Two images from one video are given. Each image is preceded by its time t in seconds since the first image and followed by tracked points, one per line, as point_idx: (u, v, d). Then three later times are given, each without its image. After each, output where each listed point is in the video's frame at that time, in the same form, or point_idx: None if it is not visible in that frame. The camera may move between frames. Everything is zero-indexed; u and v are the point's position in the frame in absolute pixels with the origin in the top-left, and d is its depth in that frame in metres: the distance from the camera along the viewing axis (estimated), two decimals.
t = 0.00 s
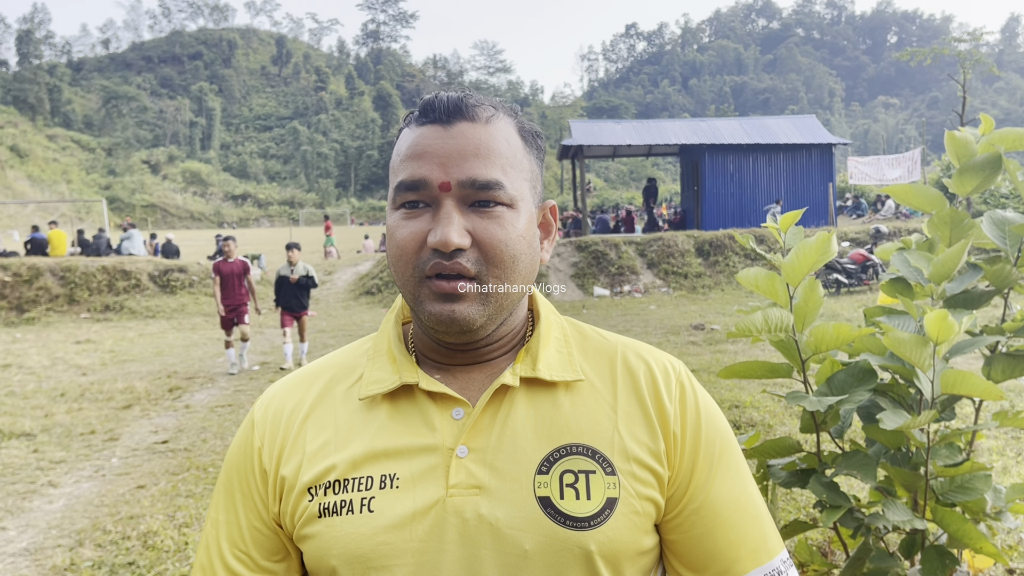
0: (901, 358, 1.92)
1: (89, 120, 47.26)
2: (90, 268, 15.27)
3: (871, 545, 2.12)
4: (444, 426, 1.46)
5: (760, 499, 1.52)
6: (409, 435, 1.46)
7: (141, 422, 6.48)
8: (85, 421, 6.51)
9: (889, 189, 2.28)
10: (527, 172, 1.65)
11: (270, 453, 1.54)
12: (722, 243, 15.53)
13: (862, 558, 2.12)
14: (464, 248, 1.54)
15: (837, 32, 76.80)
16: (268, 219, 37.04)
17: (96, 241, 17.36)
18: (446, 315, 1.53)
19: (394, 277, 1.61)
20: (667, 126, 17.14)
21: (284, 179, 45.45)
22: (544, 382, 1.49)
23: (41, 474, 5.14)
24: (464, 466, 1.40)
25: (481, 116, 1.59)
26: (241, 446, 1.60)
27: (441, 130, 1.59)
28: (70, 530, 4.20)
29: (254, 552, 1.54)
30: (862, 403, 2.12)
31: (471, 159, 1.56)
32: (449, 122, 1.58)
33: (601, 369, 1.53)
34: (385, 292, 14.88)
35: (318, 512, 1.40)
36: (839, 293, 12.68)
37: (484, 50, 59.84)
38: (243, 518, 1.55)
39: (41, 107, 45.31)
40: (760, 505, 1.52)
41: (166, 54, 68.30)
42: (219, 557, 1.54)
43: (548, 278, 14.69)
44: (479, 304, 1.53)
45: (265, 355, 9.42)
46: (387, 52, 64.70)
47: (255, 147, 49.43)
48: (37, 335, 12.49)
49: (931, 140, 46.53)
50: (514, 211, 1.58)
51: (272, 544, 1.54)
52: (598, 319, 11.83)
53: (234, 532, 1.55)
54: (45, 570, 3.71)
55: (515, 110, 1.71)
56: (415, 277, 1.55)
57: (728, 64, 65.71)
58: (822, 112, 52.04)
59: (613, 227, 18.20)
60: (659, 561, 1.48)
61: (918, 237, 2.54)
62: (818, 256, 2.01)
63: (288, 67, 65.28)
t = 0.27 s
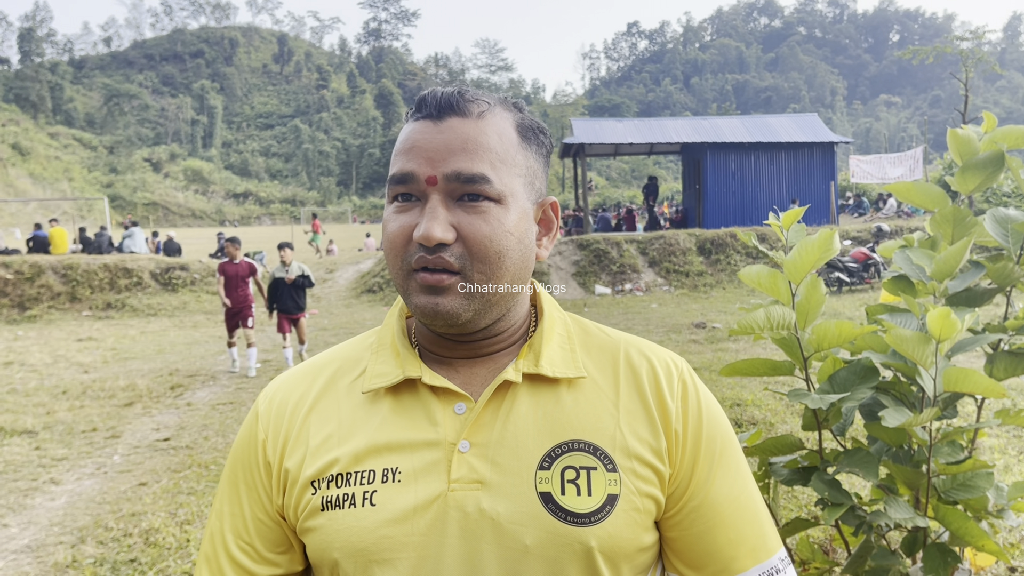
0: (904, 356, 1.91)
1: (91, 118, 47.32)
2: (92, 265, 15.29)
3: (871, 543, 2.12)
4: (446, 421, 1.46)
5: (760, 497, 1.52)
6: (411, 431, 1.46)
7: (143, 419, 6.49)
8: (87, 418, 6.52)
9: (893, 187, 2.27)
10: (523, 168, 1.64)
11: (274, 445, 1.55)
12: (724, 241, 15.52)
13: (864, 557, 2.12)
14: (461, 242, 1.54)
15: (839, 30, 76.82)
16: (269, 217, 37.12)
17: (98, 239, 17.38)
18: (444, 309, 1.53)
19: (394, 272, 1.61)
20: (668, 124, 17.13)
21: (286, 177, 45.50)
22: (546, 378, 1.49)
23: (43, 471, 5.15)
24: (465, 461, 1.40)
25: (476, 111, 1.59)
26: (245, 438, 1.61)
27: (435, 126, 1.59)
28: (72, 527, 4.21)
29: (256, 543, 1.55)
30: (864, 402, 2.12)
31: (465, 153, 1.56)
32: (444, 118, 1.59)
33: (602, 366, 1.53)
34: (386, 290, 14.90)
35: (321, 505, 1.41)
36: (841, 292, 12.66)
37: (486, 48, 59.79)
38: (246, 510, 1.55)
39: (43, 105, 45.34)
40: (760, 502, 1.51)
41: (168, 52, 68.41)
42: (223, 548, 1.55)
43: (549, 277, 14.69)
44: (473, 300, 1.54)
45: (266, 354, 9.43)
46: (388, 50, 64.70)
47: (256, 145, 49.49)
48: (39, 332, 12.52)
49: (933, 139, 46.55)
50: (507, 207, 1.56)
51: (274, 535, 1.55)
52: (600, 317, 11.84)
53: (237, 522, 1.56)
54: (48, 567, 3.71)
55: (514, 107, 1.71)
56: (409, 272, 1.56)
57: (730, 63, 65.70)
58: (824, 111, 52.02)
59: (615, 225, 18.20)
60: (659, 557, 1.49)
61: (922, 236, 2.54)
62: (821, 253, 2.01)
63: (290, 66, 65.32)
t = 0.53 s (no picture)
0: (906, 354, 1.91)
1: (91, 116, 47.35)
2: (93, 263, 15.30)
3: (871, 541, 2.12)
4: (452, 417, 1.46)
5: (765, 496, 1.52)
6: (418, 425, 1.46)
7: (143, 417, 6.50)
8: (88, 416, 6.52)
9: (896, 185, 2.27)
10: (534, 165, 1.64)
11: (281, 437, 1.55)
12: (725, 240, 15.52)
13: (865, 555, 2.12)
14: (466, 238, 1.53)
15: (840, 29, 76.78)
16: (270, 215, 37.16)
17: (99, 237, 17.40)
18: (452, 306, 1.53)
19: (402, 268, 1.61)
20: (669, 123, 17.12)
21: (286, 175, 45.49)
22: (553, 376, 1.49)
23: (44, 469, 5.16)
24: (471, 457, 1.40)
25: (486, 108, 1.59)
26: (252, 431, 1.62)
27: (446, 122, 1.59)
28: (73, 524, 4.21)
29: (261, 534, 1.55)
30: (865, 400, 2.11)
31: (476, 149, 1.56)
32: (455, 113, 1.59)
33: (608, 363, 1.53)
34: (387, 289, 14.90)
35: (328, 499, 1.41)
36: (842, 290, 12.64)
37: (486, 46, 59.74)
38: (254, 501, 1.56)
39: (44, 103, 45.36)
40: (766, 502, 1.51)
41: (169, 50, 68.47)
42: (229, 539, 1.57)
43: (549, 275, 14.69)
44: (484, 295, 1.53)
45: (267, 352, 9.43)
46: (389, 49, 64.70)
47: (257, 143, 49.50)
48: (40, 330, 12.53)
49: (934, 138, 46.54)
50: (516, 203, 1.56)
51: (278, 528, 1.56)
52: (601, 316, 11.85)
53: (244, 514, 1.56)
54: (49, 565, 3.71)
55: (524, 104, 1.71)
56: (420, 266, 1.56)
57: (731, 61, 65.64)
58: (825, 109, 52.01)
59: (616, 224, 18.19)
60: (663, 555, 1.49)
61: (923, 235, 2.54)
62: (823, 251, 2.00)
63: (291, 64, 65.32)
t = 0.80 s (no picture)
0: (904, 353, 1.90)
1: (92, 116, 47.38)
2: (93, 262, 15.30)
3: (872, 540, 2.12)
4: (445, 411, 1.46)
5: (764, 498, 1.51)
6: (410, 420, 1.46)
7: (143, 416, 6.49)
8: (88, 414, 6.53)
9: (894, 184, 2.27)
10: (535, 161, 1.65)
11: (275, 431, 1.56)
12: (725, 239, 15.51)
13: (864, 553, 2.12)
14: (470, 232, 1.53)
15: (840, 29, 76.85)
16: (270, 214, 37.21)
17: (99, 236, 17.40)
18: (455, 299, 1.53)
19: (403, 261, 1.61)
20: (669, 122, 17.11)
21: (286, 174, 45.50)
22: (547, 372, 1.49)
23: (44, 467, 5.15)
24: (463, 451, 1.40)
25: (488, 103, 1.60)
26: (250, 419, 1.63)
27: (448, 117, 1.59)
28: (72, 523, 4.21)
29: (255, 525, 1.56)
30: (864, 398, 2.11)
31: (478, 144, 1.56)
32: (457, 109, 1.59)
33: (604, 361, 1.53)
34: (387, 288, 14.90)
35: (319, 492, 1.41)
36: (842, 290, 12.64)
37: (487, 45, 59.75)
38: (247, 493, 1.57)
39: (44, 102, 45.40)
40: (761, 504, 1.51)
41: (169, 49, 68.51)
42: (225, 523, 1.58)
43: (549, 275, 14.70)
44: (485, 290, 1.53)
45: (267, 351, 9.43)
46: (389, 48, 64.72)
47: (257, 142, 49.54)
48: (40, 329, 12.53)
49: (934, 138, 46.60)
50: (519, 198, 1.57)
51: (274, 511, 1.56)
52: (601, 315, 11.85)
53: (237, 505, 1.57)
54: (48, 563, 3.71)
55: (526, 101, 1.71)
56: (421, 261, 1.55)
57: (731, 61, 65.66)
58: (825, 108, 52.02)
59: (616, 223, 18.19)
60: (659, 555, 1.48)
61: (923, 233, 2.53)
62: (821, 250, 2.00)
63: (291, 63, 65.35)
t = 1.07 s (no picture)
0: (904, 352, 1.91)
1: (91, 114, 47.35)
2: (91, 261, 15.28)
3: (871, 539, 2.12)
4: (454, 414, 1.46)
5: (766, 495, 1.52)
6: (421, 422, 1.46)
7: (142, 415, 6.49)
8: (86, 414, 6.52)
9: (893, 183, 2.27)
10: (555, 163, 1.67)
11: (281, 441, 1.55)
12: (724, 239, 15.51)
13: (863, 553, 2.12)
14: (510, 227, 1.54)
15: (840, 28, 76.91)
16: (269, 213, 37.23)
17: (98, 235, 17.39)
18: (494, 297, 1.51)
19: (418, 261, 1.60)
20: (669, 122, 17.11)
21: (285, 173, 45.48)
22: (555, 373, 1.49)
23: (43, 467, 5.15)
24: (474, 455, 1.40)
25: (517, 102, 1.62)
26: (252, 433, 1.61)
27: (482, 112, 1.59)
28: (71, 522, 4.22)
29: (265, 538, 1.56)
30: (863, 398, 2.11)
31: (514, 141, 1.57)
32: (491, 105, 1.59)
33: (612, 362, 1.53)
34: (386, 287, 14.90)
35: (329, 501, 1.41)
36: (841, 289, 12.65)
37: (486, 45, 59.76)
38: (256, 505, 1.57)
39: (42, 101, 45.39)
40: (767, 503, 1.51)
41: (168, 49, 68.50)
42: (232, 542, 1.58)
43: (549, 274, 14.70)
44: (515, 288, 1.54)
45: (266, 350, 9.43)
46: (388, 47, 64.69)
47: (256, 142, 49.52)
48: (39, 328, 12.52)
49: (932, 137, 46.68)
50: (550, 195, 1.61)
51: (284, 527, 1.56)
52: (600, 315, 11.85)
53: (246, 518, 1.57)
54: (47, 563, 3.70)
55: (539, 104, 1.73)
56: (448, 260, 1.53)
57: (730, 60, 65.66)
58: (825, 108, 52.02)
59: (616, 223, 18.19)
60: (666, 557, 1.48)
61: (922, 232, 2.54)
62: (820, 250, 2.00)
63: (290, 62, 65.31)
